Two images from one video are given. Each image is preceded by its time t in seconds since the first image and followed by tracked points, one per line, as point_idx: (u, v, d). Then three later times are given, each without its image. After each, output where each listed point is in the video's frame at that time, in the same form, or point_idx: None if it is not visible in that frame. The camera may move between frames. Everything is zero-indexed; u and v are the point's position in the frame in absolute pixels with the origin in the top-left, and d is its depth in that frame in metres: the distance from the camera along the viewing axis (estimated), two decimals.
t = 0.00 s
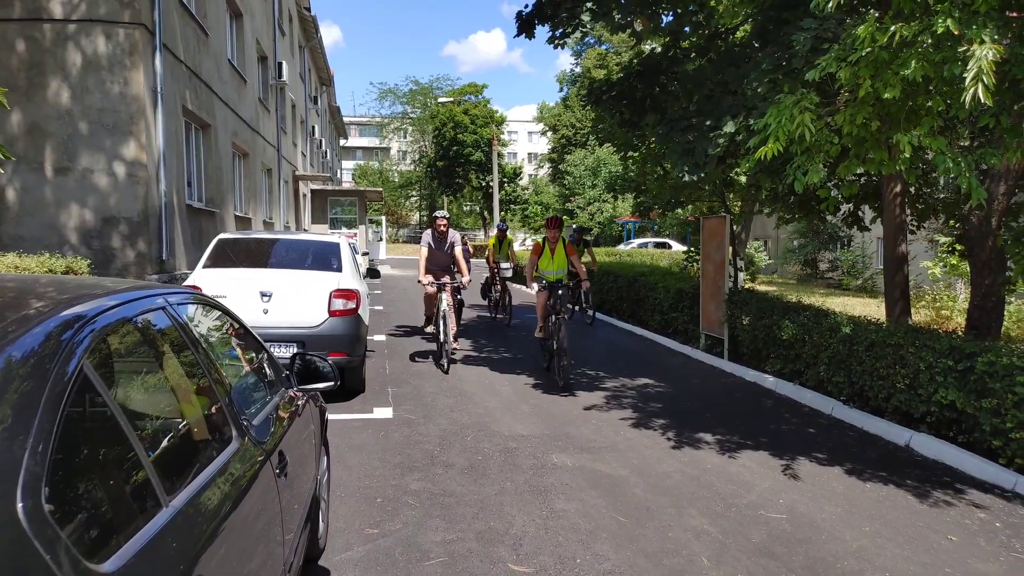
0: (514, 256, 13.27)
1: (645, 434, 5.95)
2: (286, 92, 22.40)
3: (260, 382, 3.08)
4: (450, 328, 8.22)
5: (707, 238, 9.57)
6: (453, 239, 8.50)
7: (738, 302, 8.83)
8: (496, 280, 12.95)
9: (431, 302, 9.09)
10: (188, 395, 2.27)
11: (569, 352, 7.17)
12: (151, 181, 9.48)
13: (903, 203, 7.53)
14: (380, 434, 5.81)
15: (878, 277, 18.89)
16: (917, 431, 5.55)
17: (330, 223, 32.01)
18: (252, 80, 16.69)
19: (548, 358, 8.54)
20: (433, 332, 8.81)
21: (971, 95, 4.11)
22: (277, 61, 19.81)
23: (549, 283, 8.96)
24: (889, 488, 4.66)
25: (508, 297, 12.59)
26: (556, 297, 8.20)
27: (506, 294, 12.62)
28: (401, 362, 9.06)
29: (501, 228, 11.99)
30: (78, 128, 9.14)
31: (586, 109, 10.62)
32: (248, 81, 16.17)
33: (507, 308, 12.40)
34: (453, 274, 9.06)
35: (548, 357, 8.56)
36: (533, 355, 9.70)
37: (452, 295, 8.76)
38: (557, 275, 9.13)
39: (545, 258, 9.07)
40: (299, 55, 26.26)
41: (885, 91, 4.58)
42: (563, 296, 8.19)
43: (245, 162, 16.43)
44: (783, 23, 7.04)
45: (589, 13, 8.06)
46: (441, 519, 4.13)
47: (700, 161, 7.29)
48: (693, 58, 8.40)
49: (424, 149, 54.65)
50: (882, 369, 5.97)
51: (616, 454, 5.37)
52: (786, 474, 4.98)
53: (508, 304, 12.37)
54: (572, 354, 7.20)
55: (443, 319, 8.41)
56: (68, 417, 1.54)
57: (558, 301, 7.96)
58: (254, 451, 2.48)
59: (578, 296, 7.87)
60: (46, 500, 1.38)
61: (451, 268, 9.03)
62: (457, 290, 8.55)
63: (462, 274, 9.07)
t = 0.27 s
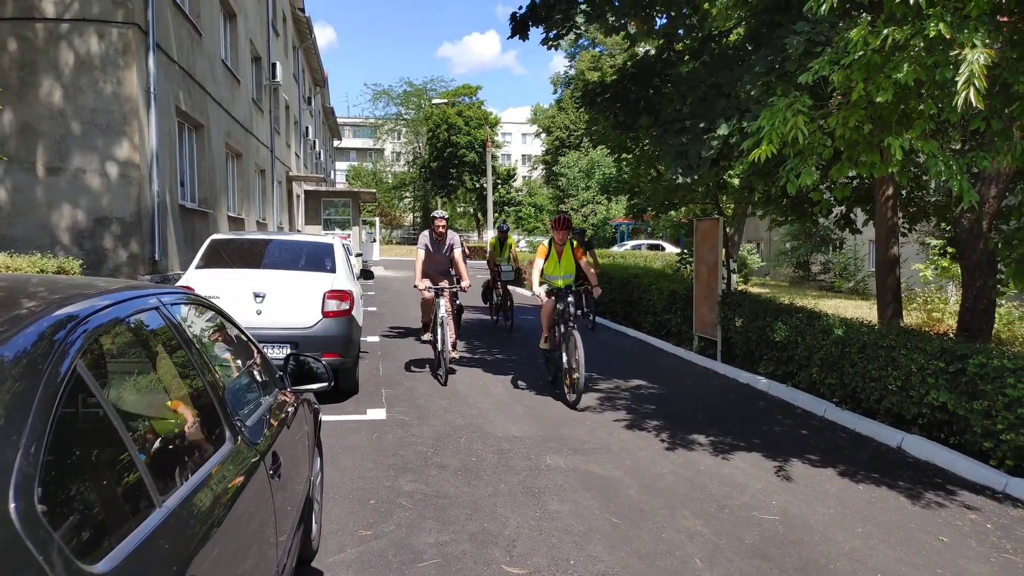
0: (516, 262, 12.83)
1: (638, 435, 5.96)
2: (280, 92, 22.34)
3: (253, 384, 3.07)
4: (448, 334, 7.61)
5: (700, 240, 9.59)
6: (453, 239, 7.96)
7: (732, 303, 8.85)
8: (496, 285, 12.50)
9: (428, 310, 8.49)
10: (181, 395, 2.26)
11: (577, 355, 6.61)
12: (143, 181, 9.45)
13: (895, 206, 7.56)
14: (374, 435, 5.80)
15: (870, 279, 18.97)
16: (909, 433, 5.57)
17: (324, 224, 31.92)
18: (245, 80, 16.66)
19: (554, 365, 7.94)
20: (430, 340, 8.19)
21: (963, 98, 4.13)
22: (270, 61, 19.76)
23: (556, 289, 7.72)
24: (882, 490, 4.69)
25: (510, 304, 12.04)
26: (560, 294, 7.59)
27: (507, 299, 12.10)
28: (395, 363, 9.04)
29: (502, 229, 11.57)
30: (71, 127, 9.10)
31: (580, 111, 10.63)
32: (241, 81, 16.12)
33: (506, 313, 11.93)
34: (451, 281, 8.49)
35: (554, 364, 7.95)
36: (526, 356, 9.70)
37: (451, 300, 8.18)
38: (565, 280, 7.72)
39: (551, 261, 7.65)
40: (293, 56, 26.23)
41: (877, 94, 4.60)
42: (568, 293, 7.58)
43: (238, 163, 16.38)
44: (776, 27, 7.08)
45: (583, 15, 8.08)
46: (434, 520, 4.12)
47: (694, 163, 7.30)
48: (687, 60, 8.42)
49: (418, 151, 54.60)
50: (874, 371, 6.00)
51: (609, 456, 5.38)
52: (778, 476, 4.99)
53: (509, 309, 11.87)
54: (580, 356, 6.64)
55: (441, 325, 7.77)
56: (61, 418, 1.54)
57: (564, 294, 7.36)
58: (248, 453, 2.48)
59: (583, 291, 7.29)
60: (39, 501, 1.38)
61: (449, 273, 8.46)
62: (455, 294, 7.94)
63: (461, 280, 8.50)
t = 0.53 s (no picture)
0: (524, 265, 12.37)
1: (637, 435, 5.96)
2: (276, 94, 22.32)
3: (252, 386, 3.06)
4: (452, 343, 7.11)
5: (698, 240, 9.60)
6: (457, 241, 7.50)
7: (729, 303, 8.87)
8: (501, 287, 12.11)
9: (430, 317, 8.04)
10: (181, 397, 2.26)
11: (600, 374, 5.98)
12: (140, 184, 9.43)
13: (892, 204, 7.57)
14: (373, 437, 5.79)
15: (867, 278, 19.00)
16: (908, 431, 5.58)
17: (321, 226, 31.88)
18: (242, 83, 16.64)
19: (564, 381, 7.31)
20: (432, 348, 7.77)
21: (960, 96, 4.14)
22: (266, 63, 19.73)
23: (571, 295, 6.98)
24: (881, 488, 4.69)
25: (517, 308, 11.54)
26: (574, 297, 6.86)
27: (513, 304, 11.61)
28: (393, 364, 9.03)
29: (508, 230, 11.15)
30: (67, 130, 9.08)
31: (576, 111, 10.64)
32: (237, 83, 16.10)
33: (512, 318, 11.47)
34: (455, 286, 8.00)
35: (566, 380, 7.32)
36: (525, 357, 9.70)
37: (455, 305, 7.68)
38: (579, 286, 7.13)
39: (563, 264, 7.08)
40: (289, 58, 26.22)
41: (874, 93, 4.61)
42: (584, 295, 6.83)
43: (234, 165, 16.36)
44: (772, 27, 7.09)
45: (580, 16, 8.09)
46: (434, 522, 4.12)
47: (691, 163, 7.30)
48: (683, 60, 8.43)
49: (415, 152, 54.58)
50: (872, 369, 6.00)
51: (609, 456, 5.38)
52: (778, 475, 4.99)
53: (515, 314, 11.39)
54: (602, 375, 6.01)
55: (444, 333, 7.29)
56: (61, 421, 1.54)
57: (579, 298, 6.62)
58: (247, 455, 2.47)
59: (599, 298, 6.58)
60: (40, 503, 1.38)
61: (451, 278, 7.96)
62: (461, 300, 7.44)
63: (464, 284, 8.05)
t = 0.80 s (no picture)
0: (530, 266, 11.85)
1: (638, 434, 5.96)
2: (275, 93, 22.31)
3: (252, 385, 3.06)
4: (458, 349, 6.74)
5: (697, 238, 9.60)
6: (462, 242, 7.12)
7: (729, 301, 8.87)
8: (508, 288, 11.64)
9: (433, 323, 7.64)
10: (181, 396, 2.26)
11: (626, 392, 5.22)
12: (140, 183, 9.42)
13: (892, 202, 7.57)
14: (373, 436, 5.79)
15: (867, 276, 19.01)
16: (908, 429, 5.58)
17: (320, 225, 31.89)
18: (241, 81, 16.63)
19: (581, 396, 6.53)
20: (437, 355, 7.33)
21: (959, 94, 4.14)
22: (265, 62, 19.71)
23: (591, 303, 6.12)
24: (882, 486, 4.69)
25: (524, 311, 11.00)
26: (595, 306, 5.84)
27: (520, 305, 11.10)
28: (393, 363, 9.03)
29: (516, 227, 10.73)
30: (66, 130, 9.08)
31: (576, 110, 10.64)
32: (236, 82, 16.09)
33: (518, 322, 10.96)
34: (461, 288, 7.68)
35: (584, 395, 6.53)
36: (524, 355, 9.70)
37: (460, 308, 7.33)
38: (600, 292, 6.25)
39: (582, 267, 6.17)
40: (288, 56, 26.20)
41: (874, 90, 4.61)
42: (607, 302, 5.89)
43: (234, 164, 16.35)
44: (771, 24, 7.10)
45: (579, 14, 8.10)
46: (434, 520, 4.12)
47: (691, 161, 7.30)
48: (683, 59, 8.44)
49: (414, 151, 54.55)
50: (872, 367, 6.01)
51: (609, 454, 5.38)
52: (778, 473, 5.00)
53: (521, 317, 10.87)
54: (627, 393, 5.24)
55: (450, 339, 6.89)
56: (63, 420, 1.54)
57: (598, 307, 5.76)
58: (248, 453, 2.47)
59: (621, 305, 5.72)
60: (43, 501, 1.38)
61: (457, 279, 7.65)
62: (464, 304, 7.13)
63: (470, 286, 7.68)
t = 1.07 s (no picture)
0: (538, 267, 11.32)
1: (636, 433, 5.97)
2: (273, 94, 22.27)
3: (252, 385, 3.06)
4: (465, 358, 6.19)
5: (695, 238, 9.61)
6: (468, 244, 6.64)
7: (728, 301, 8.88)
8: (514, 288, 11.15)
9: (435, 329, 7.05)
10: (182, 397, 2.26)
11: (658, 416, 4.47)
12: (138, 184, 9.40)
13: (889, 201, 7.58)
14: (372, 436, 5.79)
15: (865, 275, 19.07)
16: (906, 428, 5.59)
17: (318, 226, 31.86)
18: (238, 82, 16.61)
19: (602, 417, 5.76)
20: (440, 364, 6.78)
21: (957, 94, 4.15)
22: (263, 63, 19.69)
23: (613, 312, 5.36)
24: (880, 485, 4.70)
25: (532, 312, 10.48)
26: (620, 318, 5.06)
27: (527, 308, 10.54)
28: (391, 364, 9.03)
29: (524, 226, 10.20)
30: (64, 131, 9.06)
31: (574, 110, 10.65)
32: (234, 83, 16.07)
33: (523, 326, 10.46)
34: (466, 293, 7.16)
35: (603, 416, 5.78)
36: (523, 356, 9.70)
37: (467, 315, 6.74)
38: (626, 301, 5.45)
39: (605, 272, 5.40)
40: (286, 57, 26.19)
41: (871, 90, 4.62)
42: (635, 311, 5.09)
43: (232, 165, 16.33)
44: (769, 25, 7.12)
45: (577, 15, 8.12)
46: (433, 520, 4.12)
47: (689, 161, 7.30)
48: (680, 59, 8.45)
49: (412, 151, 54.53)
50: (870, 366, 6.03)
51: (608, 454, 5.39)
52: (776, 472, 5.01)
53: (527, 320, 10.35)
54: (660, 417, 4.49)
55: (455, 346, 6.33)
56: (64, 420, 1.54)
57: (624, 317, 4.98)
58: (248, 454, 2.47)
59: (652, 317, 4.94)
60: (46, 500, 1.38)
61: (463, 283, 7.13)
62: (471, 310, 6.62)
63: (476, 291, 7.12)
